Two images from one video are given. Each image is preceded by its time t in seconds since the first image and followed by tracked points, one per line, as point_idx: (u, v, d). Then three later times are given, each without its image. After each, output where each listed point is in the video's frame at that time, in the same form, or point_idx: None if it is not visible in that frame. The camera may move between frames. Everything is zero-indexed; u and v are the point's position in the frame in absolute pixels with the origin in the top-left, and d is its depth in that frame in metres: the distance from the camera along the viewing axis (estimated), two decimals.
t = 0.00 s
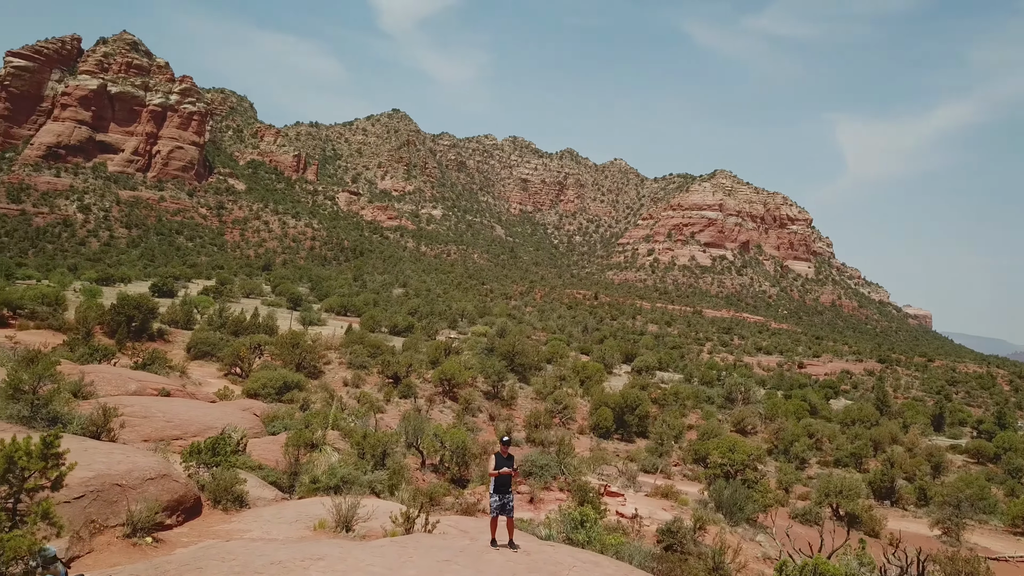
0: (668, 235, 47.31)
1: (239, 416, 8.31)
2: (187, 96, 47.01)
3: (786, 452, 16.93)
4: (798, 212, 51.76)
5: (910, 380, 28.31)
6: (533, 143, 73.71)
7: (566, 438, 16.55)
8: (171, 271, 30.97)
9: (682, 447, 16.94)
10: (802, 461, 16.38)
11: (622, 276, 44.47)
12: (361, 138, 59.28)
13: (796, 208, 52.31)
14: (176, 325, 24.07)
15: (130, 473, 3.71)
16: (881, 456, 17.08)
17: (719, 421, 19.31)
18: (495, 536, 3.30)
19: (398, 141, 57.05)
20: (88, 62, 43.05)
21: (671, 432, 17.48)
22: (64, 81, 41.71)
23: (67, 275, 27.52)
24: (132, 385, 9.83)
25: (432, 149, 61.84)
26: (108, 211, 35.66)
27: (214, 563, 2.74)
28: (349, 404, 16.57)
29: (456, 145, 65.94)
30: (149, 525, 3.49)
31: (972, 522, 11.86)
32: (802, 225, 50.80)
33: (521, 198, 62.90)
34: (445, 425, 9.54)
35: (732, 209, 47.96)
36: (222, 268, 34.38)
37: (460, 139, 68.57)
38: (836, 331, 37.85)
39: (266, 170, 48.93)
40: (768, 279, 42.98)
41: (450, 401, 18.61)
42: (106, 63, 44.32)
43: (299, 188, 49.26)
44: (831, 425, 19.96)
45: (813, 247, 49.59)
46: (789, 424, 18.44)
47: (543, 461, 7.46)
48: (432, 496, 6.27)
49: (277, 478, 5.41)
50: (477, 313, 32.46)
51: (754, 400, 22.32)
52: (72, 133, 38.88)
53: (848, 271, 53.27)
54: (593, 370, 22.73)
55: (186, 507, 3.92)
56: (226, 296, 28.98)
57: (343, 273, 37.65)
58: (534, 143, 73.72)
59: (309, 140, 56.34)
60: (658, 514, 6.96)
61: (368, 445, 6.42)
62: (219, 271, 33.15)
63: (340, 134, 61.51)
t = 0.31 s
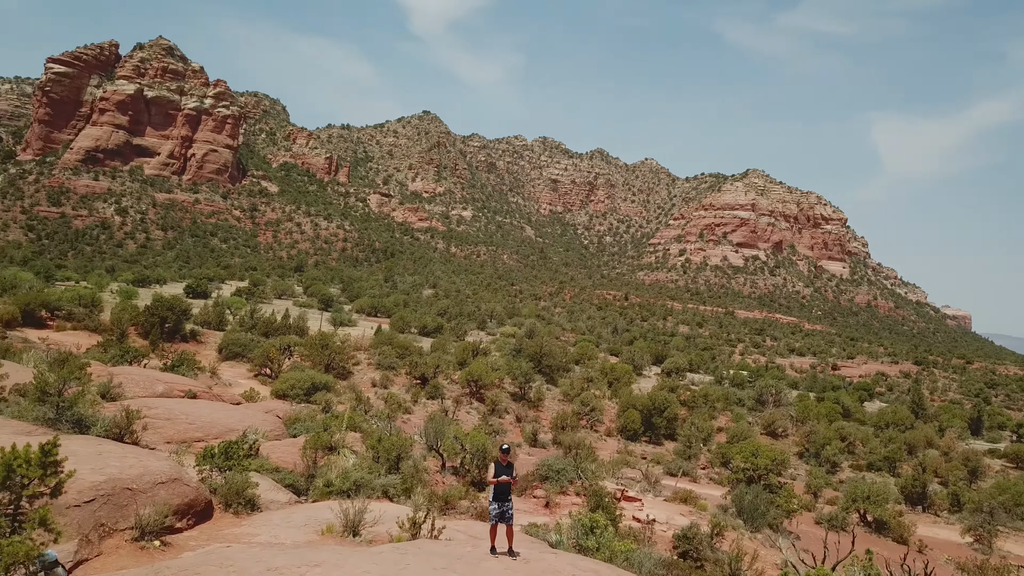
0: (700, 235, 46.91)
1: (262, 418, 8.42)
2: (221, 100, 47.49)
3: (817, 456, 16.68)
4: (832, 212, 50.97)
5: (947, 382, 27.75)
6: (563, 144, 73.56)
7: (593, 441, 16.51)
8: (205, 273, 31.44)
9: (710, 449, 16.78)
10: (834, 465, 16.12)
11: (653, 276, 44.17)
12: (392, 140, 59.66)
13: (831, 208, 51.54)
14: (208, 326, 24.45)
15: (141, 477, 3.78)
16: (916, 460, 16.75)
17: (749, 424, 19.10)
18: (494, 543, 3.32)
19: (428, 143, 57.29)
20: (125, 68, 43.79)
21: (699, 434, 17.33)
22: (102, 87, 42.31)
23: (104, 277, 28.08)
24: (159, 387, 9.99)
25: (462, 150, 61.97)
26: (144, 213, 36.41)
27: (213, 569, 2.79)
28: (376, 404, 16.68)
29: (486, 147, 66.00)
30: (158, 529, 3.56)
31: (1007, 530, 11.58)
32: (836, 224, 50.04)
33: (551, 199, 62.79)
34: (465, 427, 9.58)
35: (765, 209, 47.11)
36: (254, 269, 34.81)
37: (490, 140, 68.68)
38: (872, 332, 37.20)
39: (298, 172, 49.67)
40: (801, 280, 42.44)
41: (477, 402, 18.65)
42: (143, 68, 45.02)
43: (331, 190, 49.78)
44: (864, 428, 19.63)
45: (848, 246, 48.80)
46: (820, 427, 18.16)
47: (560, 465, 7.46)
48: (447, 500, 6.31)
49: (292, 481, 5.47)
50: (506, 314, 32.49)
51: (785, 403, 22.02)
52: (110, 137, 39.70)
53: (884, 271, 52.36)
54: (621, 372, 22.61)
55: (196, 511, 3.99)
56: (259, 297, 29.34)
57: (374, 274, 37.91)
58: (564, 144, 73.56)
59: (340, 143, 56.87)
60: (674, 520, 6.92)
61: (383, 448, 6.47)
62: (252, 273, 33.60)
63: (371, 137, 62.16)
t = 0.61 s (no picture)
0: (735, 233, 46.41)
1: (286, 418, 8.53)
2: (257, 101, 48.02)
3: (851, 458, 16.43)
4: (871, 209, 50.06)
5: (988, 383, 27.13)
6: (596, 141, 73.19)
7: (621, 442, 16.44)
8: (240, 272, 31.93)
9: (741, 450, 16.63)
10: (868, 467, 15.85)
11: (688, 275, 43.79)
12: (425, 140, 59.97)
13: (868, 205, 50.64)
14: (243, 324, 24.85)
15: (156, 479, 3.87)
16: (954, 462, 16.41)
17: (782, 425, 18.88)
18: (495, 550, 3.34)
19: (460, 142, 57.44)
20: (164, 70, 44.36)
21: (730, 435, 17.16)
22: (142, 89, 42.87)
23: (143, 276, 28.66)
24: (187, 386, 10.16)
25: (494, 149, 62.00)
26: (183, 213, 37.24)
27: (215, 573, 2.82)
28: (406, 403, 16.81)
29: (517, 146, 65.98)
30: (170, 530, 3.63)
31: None
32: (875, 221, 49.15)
33: (584, 197, 62.51)
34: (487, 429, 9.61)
35: (801, 206, 46.52)
36: (289, 268, 35.23)
37: (522, 139, 68.62)
38: (911, 331, 36.48)
39: (332, 172, 50.42)
40: (838, 278, 41.78)
41: (506, 401, 18.69)
42: (181, 70, 45.51)
43: (365, 189, 50.23)
44: (900, 430, 19.28)
45: (886, 244, 47.91)
46: (855, 428, 17.88)
47: (579, 468, 7.47)
48: (463, 501, 6.35)
49: (309, 482, 5.54)
50: (537, 313, 32.48)
51: (820, 403, 21.71)
52: (150, 138, 40.55)
53: (924, 269, 51.31)
54: (652, 372, 22.44)
55: (210, 512, 4.06)
56: (293, 296, 29.69)
57: (406, 273, 38.12)
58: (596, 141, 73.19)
59: (373, 142, 57.27)
60: (693, 524, 6.87)
61: (401, 450, 6.52)
62: (287, 272, 34.00)
63: (404, 136, 62.54)
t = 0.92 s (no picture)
0: (772, 228, 45.80)
1: (312, 416, 8.67)
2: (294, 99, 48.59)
3: (888, 458, 16.14)
4: (912, 203, 49.02)
5: None
6: (631, 136, 72.75)
7: (651, 440, 16.36)
8: (277, 268, 32.41)
9: (774, 449, 16.44)
10: (906, 467, 15.56)
11: (724, 271, 43.30)
12: (459, 137, 60.23)
13: (910, 199, 49.59)
14: (278, 320, 25.24)
15: (173, 480, 3.96)
16: (996, 463, 16.03)
17: (817, 423, 18.63)
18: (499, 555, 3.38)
19: (494, 139, 57.52)
20: (202, 70, 45.35)
21: (763, 433, 16.96)
22: (181, 88, 43.79)
23: (183, 272, 29.27)
24: (219, 383, 10.38)
25: (528, 145, 61.97)
26: (221, 211, 37.92)
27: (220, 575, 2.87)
28: (436, 399, 16.95)
29: (552, 141, 65.83)
30: (184, 530, 3.72)
31: None
32: (917, 216, 48.13)
33: (618, 192, 62.09)
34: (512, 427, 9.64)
35: (840, 201, 45.70)
36: (326, 264, 35.67)
37: (557, 134, 68.46)
38: (954, 328, 35.68)
39: (368, 169, 50.90)
40: (878, 274, 41.01)
41: (537, 398, 18.72)
42: (219, 69, 46.40)
43: (399, 186, 50.59)
44: (940, 429, 18.89)
45: (929, 239, 46.90)
46: (892, 427, 17.56)
47: (599, 469, 7.46)
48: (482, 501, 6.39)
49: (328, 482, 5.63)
50: (570, 309, 32.45)
51: (857, 401, 21.36)
52: (189, 137, 41.40)
53: (968, 264, 50.12)
54: (685, 369, 22.23)
55: (226, 512, 4.15)
56: (328, 292, 30.01)
57: (440, 269, 38.30)
58: (631, 136, 72.75)
59: (407, 140, 57.60)
60: (714, 527, 6.82)
61: (420, 449, 6.59)
62: (323, 268, 34.37)
63: (438, 133, 62.76)
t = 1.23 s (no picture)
0: (808, 221, 45.10)
1: (335, 412, 8.77)
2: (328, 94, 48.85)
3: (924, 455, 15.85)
4: (953, 195, 47.95)
5: None
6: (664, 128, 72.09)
7: (681, 436, 16.27)
8: (311, 263, 32.73)
9: (806, 446, 16.23)
10: (942, 464, 15.27)
11: (759, 264, 42.75)
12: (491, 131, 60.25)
13: (951, 190, 48.52)
14: (310, 314, 25.50)
15: (187, 477, 4.04)
16: None
17: (851, 419, 18.36)
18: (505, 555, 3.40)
19: (526, 132, 57.36)
20: (238, 66, 45.96)
21: (794, 429, 16.75)
22: (217, 85, 44.42)
23: (219, 267, 29.71)
24: (246, 377, 10.54)
25: (560, 138, 61.74)
26: (256, 205, 38.46)
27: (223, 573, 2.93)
28: (465, 394, 17.02)
29: (584, 134, 65.49)
30: (197, 527, 3.80)
31: None
32: (958, 207, 47.08)
33: (651, 184, 61.45)
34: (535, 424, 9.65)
35: (878, 192, 44.91)
36: (359, 258, 35.92)
37: (589, 127, 68.09)
38: (996, 323, 34.85)
39: (400, 163, 51.22)
40: (918, 267, 40.20)
41: (565, 393, 18.70)
42: (254, 66, 46.98)
43: (431, 180, 50.83)
44: (979, 426, 18.49)
45: (970, 232, 45.86)
46: (928, 424, 17.23)
47: (618, 467, 7.44)
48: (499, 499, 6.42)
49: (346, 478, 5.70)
50: (602, 303, 32.31)
51: (893, 397, 21.00)
52: (225, 133, 42.04)
53: (1012, 257, 48.92)
54: (717, 364, 21.99)
55: (239, 509, 4.23)
56: (361, 287, 30.25)
57: (472, 263, 38.34)
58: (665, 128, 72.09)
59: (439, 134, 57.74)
60: (734, 526, 6.77)
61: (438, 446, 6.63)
62: (356, 262, 34.62)
63: (470, 127, 62.83)
